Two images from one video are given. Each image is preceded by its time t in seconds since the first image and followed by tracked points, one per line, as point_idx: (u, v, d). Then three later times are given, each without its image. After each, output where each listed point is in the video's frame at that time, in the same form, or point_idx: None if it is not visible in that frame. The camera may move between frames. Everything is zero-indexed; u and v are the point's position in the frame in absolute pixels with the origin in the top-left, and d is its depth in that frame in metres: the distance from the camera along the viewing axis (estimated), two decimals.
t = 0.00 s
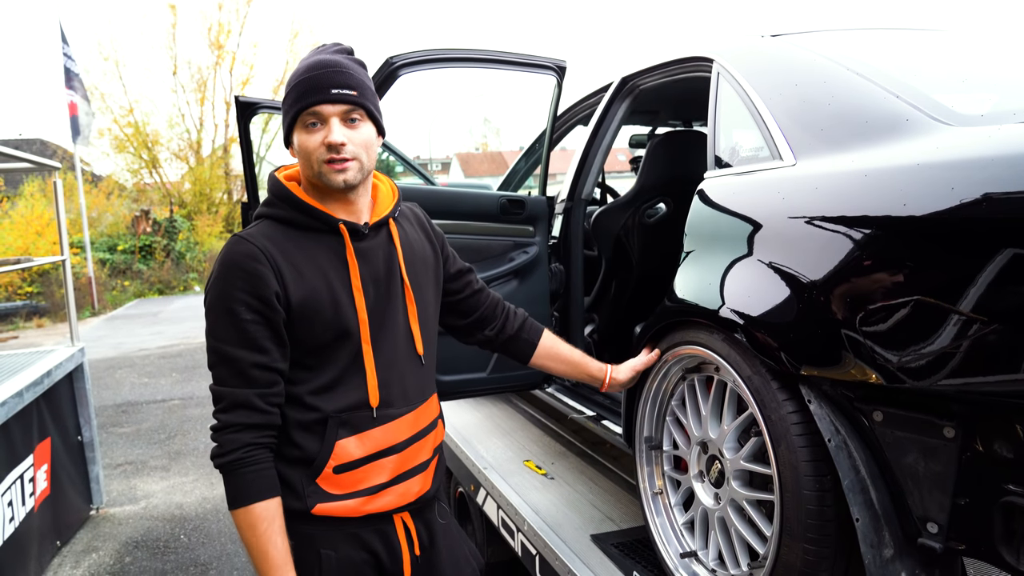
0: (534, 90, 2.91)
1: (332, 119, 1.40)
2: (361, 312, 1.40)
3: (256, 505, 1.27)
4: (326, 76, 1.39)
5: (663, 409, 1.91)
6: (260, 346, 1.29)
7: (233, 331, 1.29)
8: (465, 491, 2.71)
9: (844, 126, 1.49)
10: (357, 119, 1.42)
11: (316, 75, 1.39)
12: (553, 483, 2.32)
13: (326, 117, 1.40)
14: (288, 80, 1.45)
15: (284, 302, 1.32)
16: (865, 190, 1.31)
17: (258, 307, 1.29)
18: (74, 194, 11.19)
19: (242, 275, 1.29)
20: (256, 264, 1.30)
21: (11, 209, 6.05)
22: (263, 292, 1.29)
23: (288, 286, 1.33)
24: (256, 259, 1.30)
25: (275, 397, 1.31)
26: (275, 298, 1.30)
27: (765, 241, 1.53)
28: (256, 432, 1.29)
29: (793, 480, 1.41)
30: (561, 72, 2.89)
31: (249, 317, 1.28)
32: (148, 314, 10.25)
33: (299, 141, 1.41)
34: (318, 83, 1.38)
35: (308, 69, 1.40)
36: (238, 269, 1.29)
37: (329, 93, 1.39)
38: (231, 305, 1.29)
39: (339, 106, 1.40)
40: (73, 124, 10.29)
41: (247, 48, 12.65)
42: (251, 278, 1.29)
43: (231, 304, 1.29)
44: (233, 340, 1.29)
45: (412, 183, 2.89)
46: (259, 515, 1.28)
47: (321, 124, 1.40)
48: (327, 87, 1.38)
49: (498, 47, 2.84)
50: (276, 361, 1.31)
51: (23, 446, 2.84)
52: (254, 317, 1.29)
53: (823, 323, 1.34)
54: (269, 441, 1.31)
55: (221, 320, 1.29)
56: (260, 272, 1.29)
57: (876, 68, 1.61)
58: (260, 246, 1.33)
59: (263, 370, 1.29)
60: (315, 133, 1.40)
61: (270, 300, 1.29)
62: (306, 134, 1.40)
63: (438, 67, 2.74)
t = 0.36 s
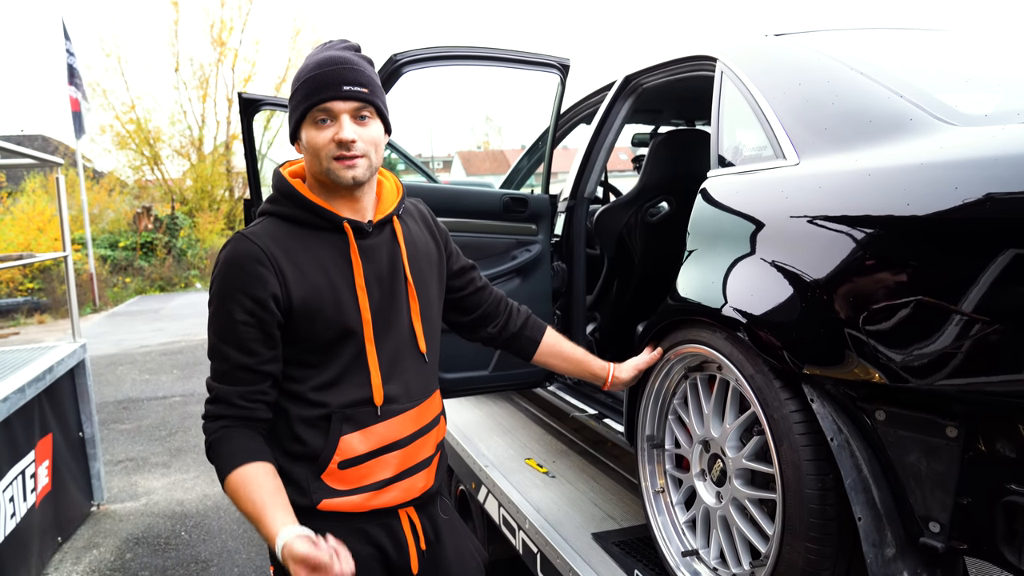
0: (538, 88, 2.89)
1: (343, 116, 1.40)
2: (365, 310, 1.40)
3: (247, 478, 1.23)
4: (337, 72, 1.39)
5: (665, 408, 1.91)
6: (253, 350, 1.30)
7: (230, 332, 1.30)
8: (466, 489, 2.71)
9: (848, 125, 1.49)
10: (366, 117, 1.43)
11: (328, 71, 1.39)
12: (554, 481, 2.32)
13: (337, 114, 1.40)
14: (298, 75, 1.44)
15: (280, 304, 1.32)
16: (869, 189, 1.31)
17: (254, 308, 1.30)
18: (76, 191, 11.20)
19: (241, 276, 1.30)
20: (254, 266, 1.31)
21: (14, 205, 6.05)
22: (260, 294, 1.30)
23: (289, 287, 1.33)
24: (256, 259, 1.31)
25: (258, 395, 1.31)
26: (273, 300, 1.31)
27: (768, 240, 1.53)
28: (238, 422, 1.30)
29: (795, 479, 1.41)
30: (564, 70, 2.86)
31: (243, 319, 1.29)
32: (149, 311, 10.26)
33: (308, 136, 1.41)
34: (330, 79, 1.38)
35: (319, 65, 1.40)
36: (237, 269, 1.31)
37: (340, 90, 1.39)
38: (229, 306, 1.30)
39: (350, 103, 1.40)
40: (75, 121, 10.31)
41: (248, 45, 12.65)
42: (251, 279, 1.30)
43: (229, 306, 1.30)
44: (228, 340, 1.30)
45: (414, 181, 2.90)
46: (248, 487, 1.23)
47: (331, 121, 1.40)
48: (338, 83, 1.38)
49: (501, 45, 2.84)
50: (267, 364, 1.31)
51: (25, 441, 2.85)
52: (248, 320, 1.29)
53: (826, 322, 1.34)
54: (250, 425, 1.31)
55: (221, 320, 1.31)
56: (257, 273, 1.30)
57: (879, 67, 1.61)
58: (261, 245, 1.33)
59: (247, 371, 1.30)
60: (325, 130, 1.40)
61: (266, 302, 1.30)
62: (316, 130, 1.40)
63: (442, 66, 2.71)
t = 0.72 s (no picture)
0: (540, 88, 2.91)
1: (360, 114, 1.39)
2: (370, 310, 1.40)
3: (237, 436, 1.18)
4: (352, 69, 1.39)
5: (667, 408, 1.91)
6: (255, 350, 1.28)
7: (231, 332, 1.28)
8: (468, 488, 2.71)
9: (851, 125, 1.49)
10: (380, 115, 1.43)
11: (345, 69, 1.39)
12: (556, 480, 2.32)
13: (354, 111, 1.39)
14: (306, 71, 1.42)
15: (283, 305, 1.31)
16: (871, 189, 1.31)
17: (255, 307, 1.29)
18: (77, 189, 11.19)
19: (244, 275, 1.29)
20: (258, 267, 1.30)
21: (15, 203, 6.05)
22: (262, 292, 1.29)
23: (292, 289, 1.32)
24: (259, 261, 1.30)
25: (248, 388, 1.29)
26: (276, 301, 1.29)
27: (770, 240, 1.53)
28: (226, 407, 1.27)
29: (799, 479, 1.41)
30: (566, 70, 2.87)
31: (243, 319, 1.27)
32: (150, 309, 10.27)
33: (322, 133, 1.39)
34: (348, 76, 1.38)
35: (332, 63, 1.39)
36: (240, 268, 1.31)
37: (357, 87, 1.38)
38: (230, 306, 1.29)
39: (366, 100, 1.40)
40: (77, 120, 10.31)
41: (250, 44, 12.65)
42: (254, 279, 1.29)
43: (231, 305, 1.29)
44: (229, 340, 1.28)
45: (416, 180, 2.90)
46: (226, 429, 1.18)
47: (348, 118, 1.39)
48: (355, 80, 1.38)
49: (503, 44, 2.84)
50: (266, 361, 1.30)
51: (27, 439, 2.85)
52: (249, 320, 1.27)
53: (830, 322, 1.34)
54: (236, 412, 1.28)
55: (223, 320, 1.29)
56: (259, 271, 1.30)
57: (882, 67, 1.61)
58: (265, 245, 1.33)
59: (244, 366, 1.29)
60: (341, 127, 1.38)
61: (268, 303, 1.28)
62: (332, 127, 1.38)
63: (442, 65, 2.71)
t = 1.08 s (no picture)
0: (542, 89, 2.91)
1: (413, 119, 1.46)
2: (373, 313, 1.40)
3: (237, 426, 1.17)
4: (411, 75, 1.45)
5: (670, 409, 1.92)
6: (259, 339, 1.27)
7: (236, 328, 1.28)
8: (471, 489, 2.71)
9: (854, 127, 1.49)
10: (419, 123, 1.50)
11: (407, 73, 1.44)
12: (558, 482, 2.32)
13: (414, 114, 1.45)
14: (357, 62, 1.41)
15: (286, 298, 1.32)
16: (872, 192, 1.31)
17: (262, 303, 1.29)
18: (79, 190, 11.21)
19: (245, 270, 1.31)
20: (259, 263, 1.32)
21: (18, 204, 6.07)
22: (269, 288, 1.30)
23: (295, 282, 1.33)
24: (260, 260, 1.32)
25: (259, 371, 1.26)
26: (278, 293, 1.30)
27: (772, 242, 1.54)
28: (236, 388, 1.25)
29: (801, 480, 1.41)
30: (569, 72, 2.88)
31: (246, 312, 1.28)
32: (152, 311, 10.28)
33: (383, 127, 1.40)
34: (411, 81, 1.44)
35: (391, 65, 1.43)
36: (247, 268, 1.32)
37: (418, 93, 1.46)
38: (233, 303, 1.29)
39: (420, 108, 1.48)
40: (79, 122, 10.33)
41: (251, 45, 12.68)
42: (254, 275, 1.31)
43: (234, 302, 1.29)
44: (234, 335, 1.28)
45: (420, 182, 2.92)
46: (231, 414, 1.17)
47: (408, 120, 1.44)
48: (416, 87, 1.46)
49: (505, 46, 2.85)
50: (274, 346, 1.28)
51: (30, 441, 2.86)
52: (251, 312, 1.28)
53: (832, 324, 1.35)
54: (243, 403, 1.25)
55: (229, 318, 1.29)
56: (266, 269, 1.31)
57: (884, 69, 1.61)
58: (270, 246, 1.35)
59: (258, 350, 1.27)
60: (402, 127, 1.43)
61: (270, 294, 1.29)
62: (392, 124, 1.41)
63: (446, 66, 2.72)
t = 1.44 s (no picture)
0: (540, 88, 2.90)
1: (419, 120, 1.47)
2: (382, 307, 1.38)
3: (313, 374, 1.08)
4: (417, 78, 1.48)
5: (669, 407, 1.92)
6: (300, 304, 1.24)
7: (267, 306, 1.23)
8: (470, 487, 2.72)
9: (852, 126, 1.50)
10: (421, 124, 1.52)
11: (414, 75, 1.46)
12: (558, 479, 2.33)
13: (419, 116, 1.47)
14: (367, 63, 1.42)
15: (307, 276, 1.32)
16: (870, 191, 1.32)
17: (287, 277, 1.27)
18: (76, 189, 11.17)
19: (263, 254, 1.29)
20: (275, 247, 1.31)
21: (15, 203, 6.06)
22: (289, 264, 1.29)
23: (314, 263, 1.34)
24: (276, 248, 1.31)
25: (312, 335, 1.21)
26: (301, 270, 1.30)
27: (770, 240, 1.54)
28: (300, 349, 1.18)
29: (798, 478, 1.42)
30: (567, 70, 2.87)
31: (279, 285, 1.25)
32: (149, 309, 10.27)
33: (393, 127, 1.41)
34: (418, 82, 1.46)
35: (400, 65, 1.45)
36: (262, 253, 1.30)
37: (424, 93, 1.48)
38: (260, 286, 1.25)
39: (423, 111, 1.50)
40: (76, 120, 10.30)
41: (248, 43, 12.65)
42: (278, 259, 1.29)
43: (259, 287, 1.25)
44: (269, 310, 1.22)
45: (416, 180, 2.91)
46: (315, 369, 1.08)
47: (414, 121, 1.46)
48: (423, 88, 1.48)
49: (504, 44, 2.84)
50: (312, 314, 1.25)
51: (30, 441, 2.86)
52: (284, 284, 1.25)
53: (829, 322, 1.35)
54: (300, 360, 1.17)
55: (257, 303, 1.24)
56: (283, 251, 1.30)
57: (882, 67, 1.62)
58: (280, 234, 1.35)
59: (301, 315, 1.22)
60: (410, 127, 1.43)
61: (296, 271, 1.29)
62: (401, 124, 1.42)
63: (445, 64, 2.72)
